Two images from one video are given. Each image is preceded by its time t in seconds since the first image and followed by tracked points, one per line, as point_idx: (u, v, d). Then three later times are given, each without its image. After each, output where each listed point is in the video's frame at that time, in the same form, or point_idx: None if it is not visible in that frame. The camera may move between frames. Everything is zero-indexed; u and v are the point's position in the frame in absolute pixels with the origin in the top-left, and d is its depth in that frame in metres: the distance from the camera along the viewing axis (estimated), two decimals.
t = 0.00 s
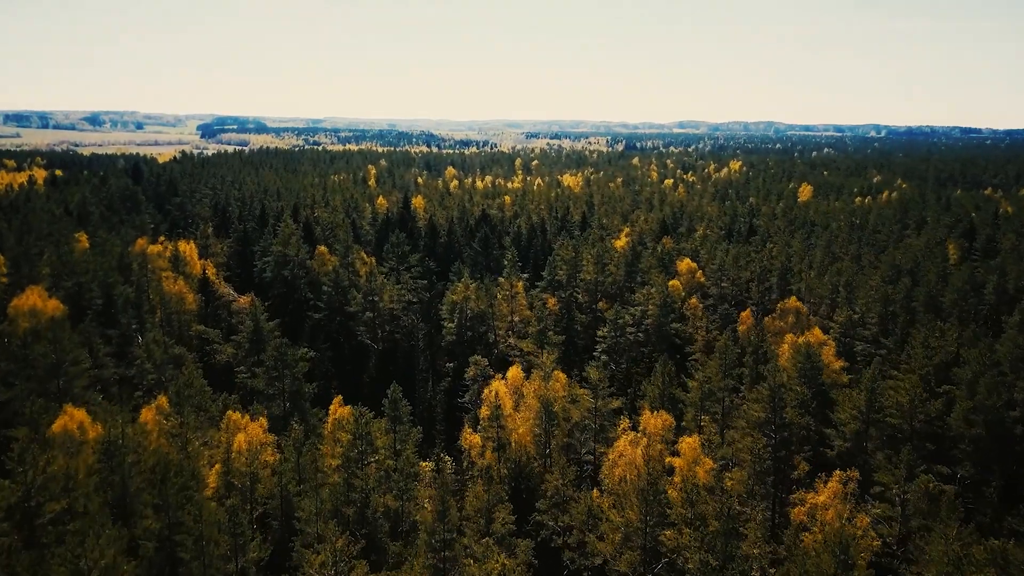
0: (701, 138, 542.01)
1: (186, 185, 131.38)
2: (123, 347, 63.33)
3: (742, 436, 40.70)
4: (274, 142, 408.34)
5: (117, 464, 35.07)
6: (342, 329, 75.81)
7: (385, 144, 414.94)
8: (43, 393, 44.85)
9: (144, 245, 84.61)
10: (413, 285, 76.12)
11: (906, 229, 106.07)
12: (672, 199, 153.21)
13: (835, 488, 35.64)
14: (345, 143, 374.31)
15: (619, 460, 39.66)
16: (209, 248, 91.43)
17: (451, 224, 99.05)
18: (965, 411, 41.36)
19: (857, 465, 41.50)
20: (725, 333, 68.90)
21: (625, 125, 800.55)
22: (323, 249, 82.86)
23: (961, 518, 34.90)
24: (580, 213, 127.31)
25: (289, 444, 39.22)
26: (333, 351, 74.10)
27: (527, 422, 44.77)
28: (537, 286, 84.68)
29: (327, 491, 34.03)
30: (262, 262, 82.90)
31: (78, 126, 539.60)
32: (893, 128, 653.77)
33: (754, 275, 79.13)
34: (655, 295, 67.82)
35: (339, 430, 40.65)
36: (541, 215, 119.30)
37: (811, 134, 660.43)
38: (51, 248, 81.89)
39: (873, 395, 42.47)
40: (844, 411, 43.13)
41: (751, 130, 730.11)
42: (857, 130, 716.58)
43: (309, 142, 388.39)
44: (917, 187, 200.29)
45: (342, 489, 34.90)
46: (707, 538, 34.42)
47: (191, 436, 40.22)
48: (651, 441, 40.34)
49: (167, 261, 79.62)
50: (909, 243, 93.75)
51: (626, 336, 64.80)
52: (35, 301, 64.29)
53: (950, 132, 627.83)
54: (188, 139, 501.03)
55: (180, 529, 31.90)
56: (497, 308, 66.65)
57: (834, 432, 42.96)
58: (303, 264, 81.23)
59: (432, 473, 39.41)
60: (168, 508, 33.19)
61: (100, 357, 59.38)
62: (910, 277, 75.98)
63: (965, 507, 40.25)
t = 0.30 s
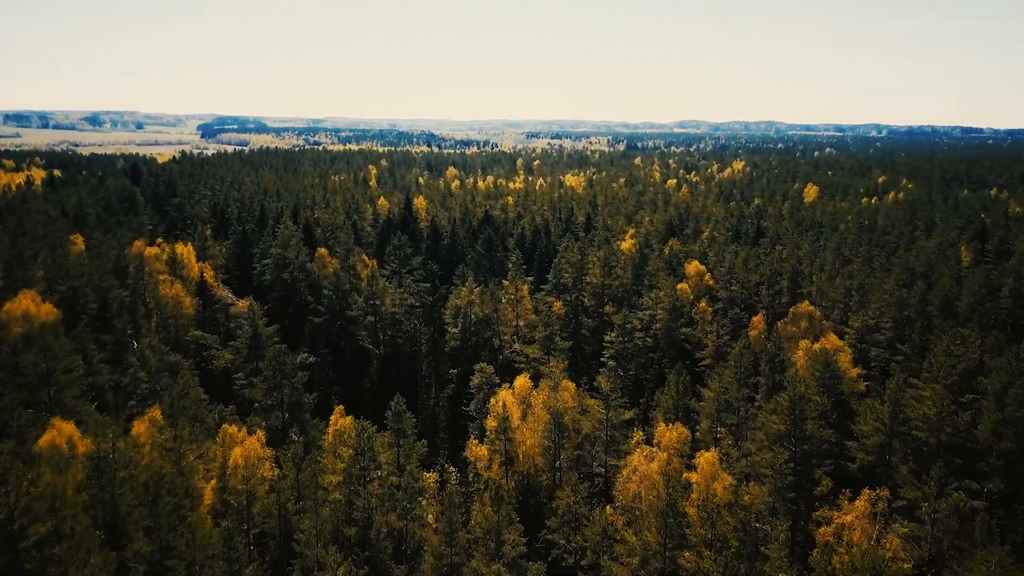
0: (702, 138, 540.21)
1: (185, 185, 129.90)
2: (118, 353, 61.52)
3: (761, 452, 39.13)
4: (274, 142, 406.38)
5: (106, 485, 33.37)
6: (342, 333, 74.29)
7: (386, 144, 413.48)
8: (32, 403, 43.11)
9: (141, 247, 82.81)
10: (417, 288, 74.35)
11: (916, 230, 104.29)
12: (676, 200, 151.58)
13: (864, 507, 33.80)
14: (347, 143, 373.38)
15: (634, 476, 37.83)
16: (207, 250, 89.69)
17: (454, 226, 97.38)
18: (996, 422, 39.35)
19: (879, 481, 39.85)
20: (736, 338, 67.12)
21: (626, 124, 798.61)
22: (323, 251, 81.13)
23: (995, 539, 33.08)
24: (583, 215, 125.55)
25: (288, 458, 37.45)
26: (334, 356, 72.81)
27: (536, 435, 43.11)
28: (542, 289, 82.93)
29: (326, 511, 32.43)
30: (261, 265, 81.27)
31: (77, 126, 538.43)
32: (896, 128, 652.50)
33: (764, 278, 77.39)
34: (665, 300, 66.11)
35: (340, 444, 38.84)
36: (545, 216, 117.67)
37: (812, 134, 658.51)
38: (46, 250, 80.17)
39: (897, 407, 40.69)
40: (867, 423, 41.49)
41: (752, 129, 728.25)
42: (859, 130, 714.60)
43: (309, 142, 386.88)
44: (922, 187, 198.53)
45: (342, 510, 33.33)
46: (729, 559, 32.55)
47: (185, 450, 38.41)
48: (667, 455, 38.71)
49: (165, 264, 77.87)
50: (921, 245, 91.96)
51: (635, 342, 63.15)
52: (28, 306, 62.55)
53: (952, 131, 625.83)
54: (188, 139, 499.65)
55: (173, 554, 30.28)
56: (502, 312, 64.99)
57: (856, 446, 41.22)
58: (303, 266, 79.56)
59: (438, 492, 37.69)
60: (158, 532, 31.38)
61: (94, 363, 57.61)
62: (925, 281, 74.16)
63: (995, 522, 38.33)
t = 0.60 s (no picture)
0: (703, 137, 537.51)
1: (183, 186, 127.92)
2: (111, 360, 59.45)
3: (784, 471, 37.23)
4: (274, 142, 404.43)
5: (91, 509, 31.36)
6: (343, 339, 72.33)
7: (386, 143, 411.21)
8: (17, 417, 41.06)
9: (136, 250, 80.78)
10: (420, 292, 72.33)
11: (928, 231, 102.30)
12: (681, 201, 149.56)
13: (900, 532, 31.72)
14: (347, 143, 371.14)
15: (653, 496, 35.79)
16: (204, 252, 87.60)
17: (457, 227, 95.38)
18: None
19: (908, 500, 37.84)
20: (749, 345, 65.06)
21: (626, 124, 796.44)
22: (323, 254, 79.06)
23: None
24: (588, 216, 123.46)
25: (285, 477, 35.48)
26: (334, 361, 71.09)
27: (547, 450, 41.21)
28: (548, 293, 80.94)
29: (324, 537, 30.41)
30: (259, 268, 79.30)
31: (77, 126, 536.42)
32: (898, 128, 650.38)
33: (777, 282, 75.33)
34: (676, 305, 64.09)
35: (341, 460, 36.82)
36: (548, 217, 115.70)
37: (814, 134, 656.39)
38: (39, 253, 78.16)
39: (927, 421, 38.59)
40: (895, 437, 39.52)
41: (754, 129, 726.24)
42: (861, 130, 712.69)
43: (309, 142, 384.03)
44: (928, 186, 196.61)
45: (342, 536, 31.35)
46: None
47: (177, 468, 36.41)
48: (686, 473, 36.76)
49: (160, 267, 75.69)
50: (934, 247, 89.94)
51: (645, 348, 61.56)
52: (18, 311, 60.28)
53: (954, 131, 623.72)
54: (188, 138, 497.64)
55: None
56: (508, 318, 62.94)
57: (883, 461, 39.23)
58: (302, 269, 77.55)
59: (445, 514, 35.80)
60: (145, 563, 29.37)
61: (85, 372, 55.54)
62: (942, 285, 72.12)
63: None
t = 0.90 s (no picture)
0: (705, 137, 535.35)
1: (182, 186, 126.10)
2: (104, 368, 57.75)
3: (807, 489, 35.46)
4: (275, 142, 402.63)
5: (77, 532, 29.54)
6: (344, 344, 70.64)
7: (386, 142, 408.07)
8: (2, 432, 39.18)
9: (132, 252, 78.98)
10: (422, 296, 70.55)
11: (940, 232, 100.43)
12: (685, 201, 147.68)
13: (939, 555, 29.77)
14: (346, 142, 369.15)
15: (670, 513, 33.93)
16: (202, 255, 85.75)
17: (460, 229, 93.60)
18: None
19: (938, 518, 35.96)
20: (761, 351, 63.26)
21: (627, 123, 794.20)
22: (323, 256, 77.30)
23: None
24: (592, 217, 121.61)
25: (283, 496, 33.73)
26: (335, 368, 69.88)
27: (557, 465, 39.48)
28: (553, 297, 79.20)
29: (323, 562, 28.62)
30: (258, 270, 77.58)
31: (76, 125, 534.42)
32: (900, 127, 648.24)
33: (787, 285, 73.58)
34: (686, 310, 62.27)
35: (342, 477, 35.08)
36: (552, 218, 113.94)
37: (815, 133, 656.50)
38: (33, 256, 76.34)
39: (956, 434, 36.73)
40: (921, 452, 37.83)
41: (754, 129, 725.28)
42: (862, 129, 710.83)
43: (309, 142, 382.16)
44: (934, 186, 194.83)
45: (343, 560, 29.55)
46: None
47: (170, 487, 34.61)
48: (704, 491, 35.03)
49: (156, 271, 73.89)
50: (946, 249, 88.14)
51: (654, 354, 59.93)
52: (9, 315, 58.30)
53: (957, 131, 621.44)
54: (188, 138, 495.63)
55: None
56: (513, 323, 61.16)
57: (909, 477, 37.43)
58: (301, 272, 75.80)
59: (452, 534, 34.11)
60: None
61: (77, 380, 53.89)
62: (958, 289, 70.28)
63: None
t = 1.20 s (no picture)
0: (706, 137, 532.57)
1: (180, 186, 124.03)
2: (96, 376, 55.71)
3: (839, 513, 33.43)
4: (275, 141, 400.15)
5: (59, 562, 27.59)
6: (344, 349, 68.69)
7: (386, 142, 406.17)
8: None
9: (128, 255, 76.97)
10: (426, 300, 68.37)
11: (953, 233, 98.30)
12: (691, 202, 145.46)
13: None
14: (346, 143, 367.41)
15: (692, 539, 32.06)
16: (199, 257, 83.61)
17: (463, 231, 91.58)
18: None
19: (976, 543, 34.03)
20: (776, 359, 61.17)
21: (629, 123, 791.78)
22: (323, 259, 75.21)
23: None
24: (597, 218, 119.45)
25: (281, 523, 31.79)
26: (336, 374, 68.35)
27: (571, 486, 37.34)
28: (560, 301, 77.11)
29: None
30: (257, 273, 75.60)
31: (75, 125, 532.05)
32: (902, 127, 645.60)
33: (801, 289, 71.54)
34: (699, 316, 60.19)
35: (343, 500, 33.11)
36: (556, 219, 111.84)
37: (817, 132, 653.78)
38: (26, 259, 74.27)
39: (997, 454, 34.45)
40: (957, 471, 35.56)
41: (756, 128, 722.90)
42: (864, 129, 708.45)
43: (309, 142, 380.04)
44: (941, 186, 192.55)
45: None
46: None
47: (160, 510, 32.55)
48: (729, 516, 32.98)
49: (151, 274, 71.82)
50: (963, 251, 85.93)
51: (666, 362, 57.80)
52: None
53: (959, 130, 619.30)
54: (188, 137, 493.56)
55: None
56: (521, 329, 59.06)
57: (943, 499, 35.37)
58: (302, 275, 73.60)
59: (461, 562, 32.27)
60: None
61: (68, 389, 51.90)
62: (978, 293, 68.08)
63: None
